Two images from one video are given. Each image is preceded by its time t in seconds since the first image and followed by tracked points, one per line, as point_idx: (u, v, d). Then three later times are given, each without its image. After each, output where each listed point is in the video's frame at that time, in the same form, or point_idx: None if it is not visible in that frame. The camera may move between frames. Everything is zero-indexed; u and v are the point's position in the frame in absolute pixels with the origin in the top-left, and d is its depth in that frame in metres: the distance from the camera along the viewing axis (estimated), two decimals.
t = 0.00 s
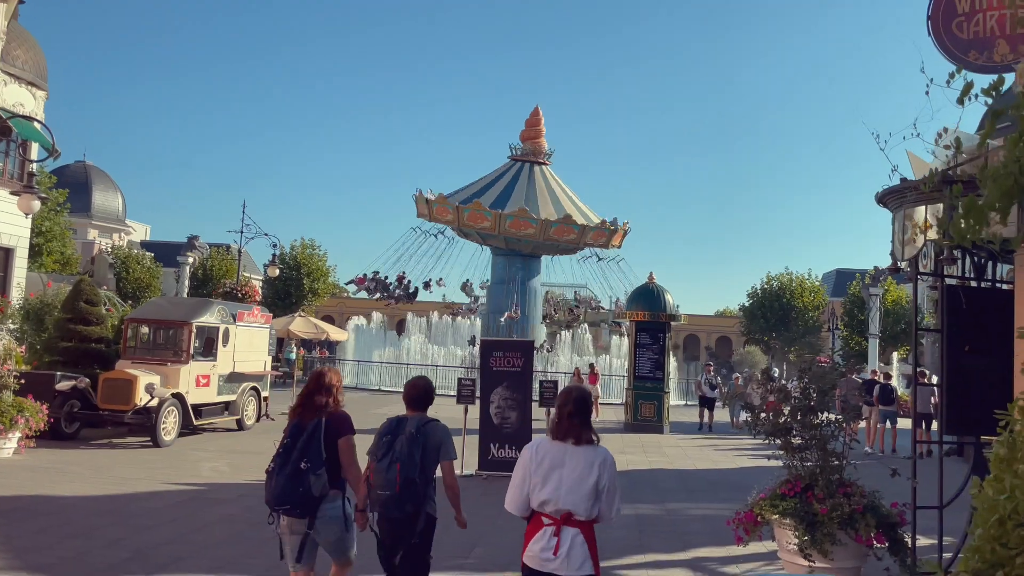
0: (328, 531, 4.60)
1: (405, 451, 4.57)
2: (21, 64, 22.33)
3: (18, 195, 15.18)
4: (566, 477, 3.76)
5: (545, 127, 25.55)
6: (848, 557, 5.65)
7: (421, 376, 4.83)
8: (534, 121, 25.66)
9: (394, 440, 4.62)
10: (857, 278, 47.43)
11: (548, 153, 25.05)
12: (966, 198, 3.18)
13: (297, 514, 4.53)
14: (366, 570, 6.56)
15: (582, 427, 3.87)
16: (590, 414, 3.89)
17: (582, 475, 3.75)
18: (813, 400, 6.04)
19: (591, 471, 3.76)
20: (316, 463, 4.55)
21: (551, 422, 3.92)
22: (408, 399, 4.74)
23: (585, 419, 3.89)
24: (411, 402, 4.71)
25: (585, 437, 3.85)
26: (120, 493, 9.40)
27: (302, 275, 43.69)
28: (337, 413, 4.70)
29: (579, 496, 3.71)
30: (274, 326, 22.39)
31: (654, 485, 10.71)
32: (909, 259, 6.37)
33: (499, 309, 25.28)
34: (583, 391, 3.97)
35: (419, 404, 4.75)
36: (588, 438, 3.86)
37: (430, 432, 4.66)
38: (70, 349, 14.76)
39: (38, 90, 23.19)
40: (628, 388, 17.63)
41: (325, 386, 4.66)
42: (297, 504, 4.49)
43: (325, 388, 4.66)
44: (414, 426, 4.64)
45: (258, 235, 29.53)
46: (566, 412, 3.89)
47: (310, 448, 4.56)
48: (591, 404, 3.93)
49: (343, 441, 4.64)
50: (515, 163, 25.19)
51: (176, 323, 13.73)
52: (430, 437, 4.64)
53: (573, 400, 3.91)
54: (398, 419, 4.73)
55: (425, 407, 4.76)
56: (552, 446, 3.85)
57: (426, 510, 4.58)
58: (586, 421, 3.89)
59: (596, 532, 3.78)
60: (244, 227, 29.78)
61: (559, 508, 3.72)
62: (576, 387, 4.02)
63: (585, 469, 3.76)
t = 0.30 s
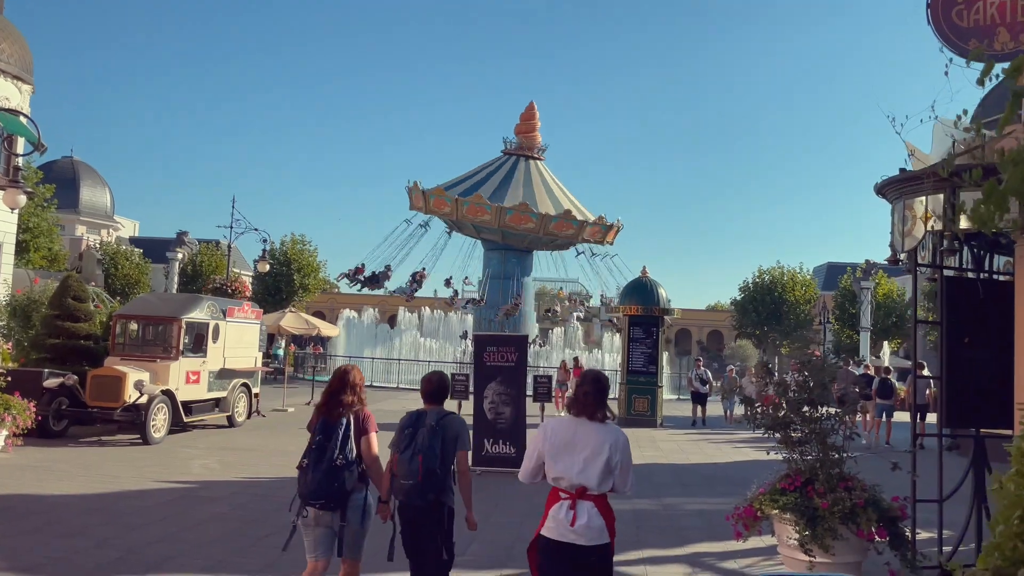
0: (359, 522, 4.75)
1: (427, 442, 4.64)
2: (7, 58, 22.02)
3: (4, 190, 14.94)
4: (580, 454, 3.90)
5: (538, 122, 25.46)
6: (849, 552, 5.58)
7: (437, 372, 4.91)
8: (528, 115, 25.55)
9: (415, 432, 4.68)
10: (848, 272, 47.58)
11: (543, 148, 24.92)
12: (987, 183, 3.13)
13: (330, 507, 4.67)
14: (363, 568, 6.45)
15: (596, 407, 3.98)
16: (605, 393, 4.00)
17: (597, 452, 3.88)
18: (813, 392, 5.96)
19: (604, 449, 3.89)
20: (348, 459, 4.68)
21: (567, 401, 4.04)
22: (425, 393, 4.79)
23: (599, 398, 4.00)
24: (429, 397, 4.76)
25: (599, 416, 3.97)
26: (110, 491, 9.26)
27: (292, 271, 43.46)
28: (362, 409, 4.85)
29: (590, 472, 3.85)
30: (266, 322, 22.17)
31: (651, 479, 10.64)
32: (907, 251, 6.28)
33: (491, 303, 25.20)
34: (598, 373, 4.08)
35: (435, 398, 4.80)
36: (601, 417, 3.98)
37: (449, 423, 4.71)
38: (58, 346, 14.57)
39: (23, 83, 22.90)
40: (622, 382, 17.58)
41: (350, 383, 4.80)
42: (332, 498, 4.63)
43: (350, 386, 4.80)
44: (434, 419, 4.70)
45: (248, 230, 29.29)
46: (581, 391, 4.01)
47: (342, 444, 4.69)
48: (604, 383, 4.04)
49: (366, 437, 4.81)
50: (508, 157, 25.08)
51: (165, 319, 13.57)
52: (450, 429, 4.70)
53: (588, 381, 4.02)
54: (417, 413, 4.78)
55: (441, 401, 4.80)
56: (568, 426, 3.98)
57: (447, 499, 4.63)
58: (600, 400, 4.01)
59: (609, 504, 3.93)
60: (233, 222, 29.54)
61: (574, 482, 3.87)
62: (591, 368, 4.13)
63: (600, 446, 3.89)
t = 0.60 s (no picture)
0: (381, 508, 4.97)
1: (448, 432, 4.94)
2: None
3: None
4: (611, 446, 4.29)
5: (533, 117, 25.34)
6: (858, 546, 5.50)
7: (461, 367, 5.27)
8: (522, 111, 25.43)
9: (438, 422, 4.99)
10: (839, 264, 47.70)
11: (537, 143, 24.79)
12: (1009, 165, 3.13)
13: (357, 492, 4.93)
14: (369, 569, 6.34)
15: (624, 402, 4.37)
16: (632, 390, 4.39)
17: (626, 445, 4.28)
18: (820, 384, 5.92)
19: (633, 441, 4.29)
20: (374, 446, 4.95)
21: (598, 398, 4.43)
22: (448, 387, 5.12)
23: (626, 395, 4.39)
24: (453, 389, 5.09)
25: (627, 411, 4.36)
26: (104, 492, 9.14)
27: (283, 268, 43.22)
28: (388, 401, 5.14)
29: (620, 462, 4.26)
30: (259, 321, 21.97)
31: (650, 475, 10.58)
32: (913, 241, 6.23)
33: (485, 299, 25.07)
34: (625, 371, 4.47)
35: (459, 390, 5.15)
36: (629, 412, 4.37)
37: (470, 415, 5.03)
38: (48, 346, 14.40)
39: (10, 81, 22.62)
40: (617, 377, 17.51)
41: (377, 376, 5.09)
42: (359, 483, 4.88)
43: (378, 379, 5.09)
44: (455, 410, 5.03)
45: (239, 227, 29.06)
46: (611, 389, 4.41)
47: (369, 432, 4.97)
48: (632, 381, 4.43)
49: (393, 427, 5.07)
50: (501, 151, 24.95)
51: (157, 318, 13.40)
52: (470, 420, 5.01)
53: (617, 379, 4.41)
54: (440, 405, 5.10)
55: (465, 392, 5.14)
56: (600, 420, 4.37)
57: (468, 485, 4.90)
58: (628, 396, 4.40)
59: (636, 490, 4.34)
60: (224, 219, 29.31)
61: (606, 471, 4.27)
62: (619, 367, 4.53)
63: (628, 438, 4.29)
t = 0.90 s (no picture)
0: (402, 505, 4.91)
1: (475, 428, 5.03)
2: None
3: None
4: (632, 437, 4.35)
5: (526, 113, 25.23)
6: (870, 544, 5.39)
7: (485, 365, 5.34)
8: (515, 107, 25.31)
9: (466, 419, 5.09)
10: (831, 258, 47.75)
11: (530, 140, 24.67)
12: None
13: (377, 490, 4.87)
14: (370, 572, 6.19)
15: (642, 394, 4.44)
16: (650, 382, 4.47)
17: (645, 436, 4.34)
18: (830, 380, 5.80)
19: (652, 430, 4.35)
20: (393, 444, 4.89)
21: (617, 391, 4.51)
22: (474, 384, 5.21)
23: (644, 386, 4.47)
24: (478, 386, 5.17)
25: (645, 402, 4.43)
26: (96, 497, 8.96)
27: (274, 268, 42.93)
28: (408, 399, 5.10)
29: (641, 450, 4.32)
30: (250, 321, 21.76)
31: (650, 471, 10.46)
32: (921, 232, 6.10)
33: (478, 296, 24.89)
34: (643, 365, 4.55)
35: (484, 387, 5.23)
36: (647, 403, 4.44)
37: (496, 411, 5.11)
38: (36, 349, 14.17)
39: None
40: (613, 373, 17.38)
41: (394, 376, 5.04)
42: (379, 480, 4.84)
43: (395, 378, 5.04)
44: (483, 407, 5.12)
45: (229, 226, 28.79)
46: (629, 381, 4.48)
47: (389, 430, 4.91)
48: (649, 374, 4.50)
49: (413, 424, 5.00)
50: (493, 148, 24.80)
51: (147, 320, 13.18)
52: (496, 416, 5.10)
53: (634, 372, 4.49)
54: (467, 403, 5.20)
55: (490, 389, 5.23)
56: (620, 412, 4.45)
57: (496, 478, 4.97)
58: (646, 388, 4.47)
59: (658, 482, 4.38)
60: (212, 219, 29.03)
61: (628, 460, 4.33)
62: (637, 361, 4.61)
63: (647, 428, 4.35)
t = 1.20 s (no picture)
0: (425, 499, 4.96)
1: (498, 422, 5.01)
2: None
3: None
4: (648, 422, 4.24)
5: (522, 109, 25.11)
6: (885, 542, 5.27)
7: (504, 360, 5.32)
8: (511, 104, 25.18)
9: (487, 413, 5.08)
10: (828, 252, 47.72)
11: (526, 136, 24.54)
12: None
13: (400, 484, 4.92)
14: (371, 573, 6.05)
15: (656, 380, 4.34)
16: (663, 368, 4.36)
17: (661, 418, 4.23)
18: (842, 374, 5.68)
19: (667, 413, 4.24)
20: (414, 438, 4.95)
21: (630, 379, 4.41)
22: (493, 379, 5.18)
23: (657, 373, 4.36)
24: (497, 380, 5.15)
25: (659, 387, 4.32)
26: (90, 501, 8.79)
27: (269, 268, 42.71)
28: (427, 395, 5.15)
29: (658, 435, 4.21)
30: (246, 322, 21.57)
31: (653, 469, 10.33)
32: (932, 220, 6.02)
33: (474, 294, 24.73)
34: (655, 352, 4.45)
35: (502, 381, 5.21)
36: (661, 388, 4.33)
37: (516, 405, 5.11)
38: (29, 351, 13.97)
39: None
40: (613, 370, 17.24)
41: (416, 372, 5.08)
42: (401, 473, 4.89)
43: (416, 374, 5.09)
44: (504, 401, 5.10)
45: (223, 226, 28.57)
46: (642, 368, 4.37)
47: (409, 424, 4.97)
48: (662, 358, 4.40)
49: (432, 419, 5.05)
50: (489, 144, 24.68)
51: (142, 321, 13.01)
52: (518, 410, 5.10)
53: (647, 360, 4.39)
54: (487, 397, 5.17)
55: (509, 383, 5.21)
56: (634, 399, 4.33)
57: (518, 473, 4.96)
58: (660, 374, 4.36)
59: (678, 467, 4.25)
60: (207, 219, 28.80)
61: (644, 445, 4.21)
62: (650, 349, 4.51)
63: (663, 413, 4.24)
